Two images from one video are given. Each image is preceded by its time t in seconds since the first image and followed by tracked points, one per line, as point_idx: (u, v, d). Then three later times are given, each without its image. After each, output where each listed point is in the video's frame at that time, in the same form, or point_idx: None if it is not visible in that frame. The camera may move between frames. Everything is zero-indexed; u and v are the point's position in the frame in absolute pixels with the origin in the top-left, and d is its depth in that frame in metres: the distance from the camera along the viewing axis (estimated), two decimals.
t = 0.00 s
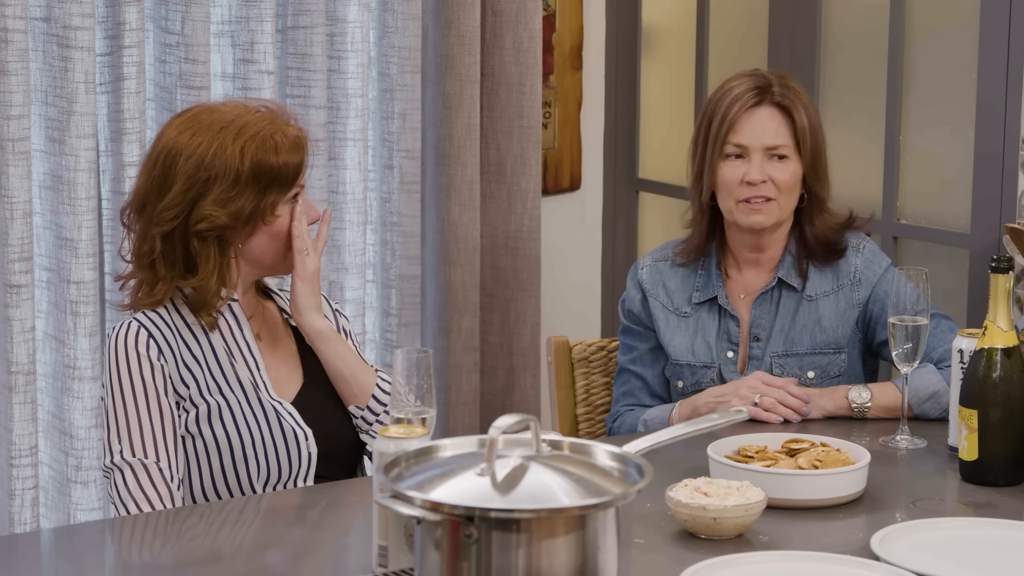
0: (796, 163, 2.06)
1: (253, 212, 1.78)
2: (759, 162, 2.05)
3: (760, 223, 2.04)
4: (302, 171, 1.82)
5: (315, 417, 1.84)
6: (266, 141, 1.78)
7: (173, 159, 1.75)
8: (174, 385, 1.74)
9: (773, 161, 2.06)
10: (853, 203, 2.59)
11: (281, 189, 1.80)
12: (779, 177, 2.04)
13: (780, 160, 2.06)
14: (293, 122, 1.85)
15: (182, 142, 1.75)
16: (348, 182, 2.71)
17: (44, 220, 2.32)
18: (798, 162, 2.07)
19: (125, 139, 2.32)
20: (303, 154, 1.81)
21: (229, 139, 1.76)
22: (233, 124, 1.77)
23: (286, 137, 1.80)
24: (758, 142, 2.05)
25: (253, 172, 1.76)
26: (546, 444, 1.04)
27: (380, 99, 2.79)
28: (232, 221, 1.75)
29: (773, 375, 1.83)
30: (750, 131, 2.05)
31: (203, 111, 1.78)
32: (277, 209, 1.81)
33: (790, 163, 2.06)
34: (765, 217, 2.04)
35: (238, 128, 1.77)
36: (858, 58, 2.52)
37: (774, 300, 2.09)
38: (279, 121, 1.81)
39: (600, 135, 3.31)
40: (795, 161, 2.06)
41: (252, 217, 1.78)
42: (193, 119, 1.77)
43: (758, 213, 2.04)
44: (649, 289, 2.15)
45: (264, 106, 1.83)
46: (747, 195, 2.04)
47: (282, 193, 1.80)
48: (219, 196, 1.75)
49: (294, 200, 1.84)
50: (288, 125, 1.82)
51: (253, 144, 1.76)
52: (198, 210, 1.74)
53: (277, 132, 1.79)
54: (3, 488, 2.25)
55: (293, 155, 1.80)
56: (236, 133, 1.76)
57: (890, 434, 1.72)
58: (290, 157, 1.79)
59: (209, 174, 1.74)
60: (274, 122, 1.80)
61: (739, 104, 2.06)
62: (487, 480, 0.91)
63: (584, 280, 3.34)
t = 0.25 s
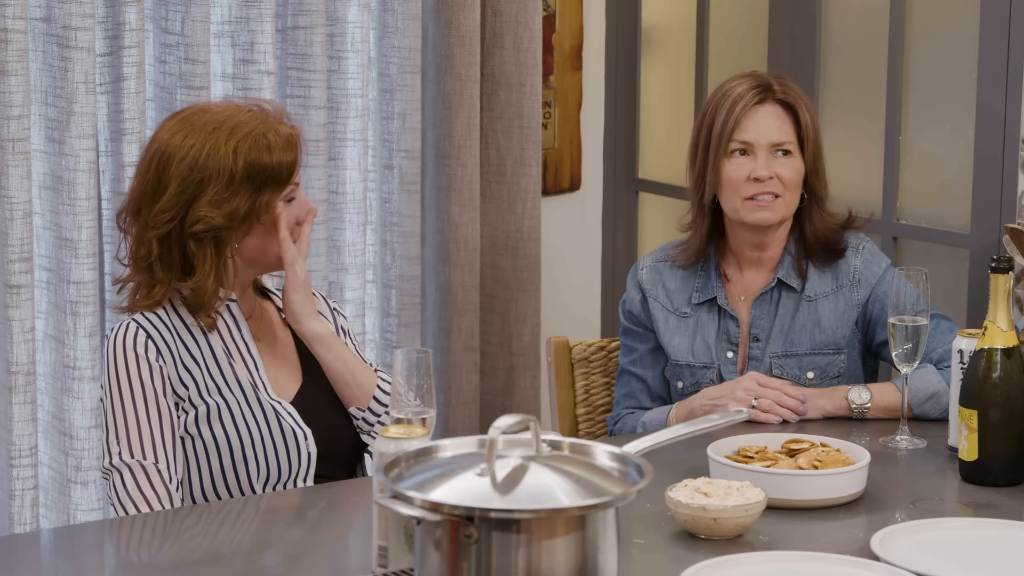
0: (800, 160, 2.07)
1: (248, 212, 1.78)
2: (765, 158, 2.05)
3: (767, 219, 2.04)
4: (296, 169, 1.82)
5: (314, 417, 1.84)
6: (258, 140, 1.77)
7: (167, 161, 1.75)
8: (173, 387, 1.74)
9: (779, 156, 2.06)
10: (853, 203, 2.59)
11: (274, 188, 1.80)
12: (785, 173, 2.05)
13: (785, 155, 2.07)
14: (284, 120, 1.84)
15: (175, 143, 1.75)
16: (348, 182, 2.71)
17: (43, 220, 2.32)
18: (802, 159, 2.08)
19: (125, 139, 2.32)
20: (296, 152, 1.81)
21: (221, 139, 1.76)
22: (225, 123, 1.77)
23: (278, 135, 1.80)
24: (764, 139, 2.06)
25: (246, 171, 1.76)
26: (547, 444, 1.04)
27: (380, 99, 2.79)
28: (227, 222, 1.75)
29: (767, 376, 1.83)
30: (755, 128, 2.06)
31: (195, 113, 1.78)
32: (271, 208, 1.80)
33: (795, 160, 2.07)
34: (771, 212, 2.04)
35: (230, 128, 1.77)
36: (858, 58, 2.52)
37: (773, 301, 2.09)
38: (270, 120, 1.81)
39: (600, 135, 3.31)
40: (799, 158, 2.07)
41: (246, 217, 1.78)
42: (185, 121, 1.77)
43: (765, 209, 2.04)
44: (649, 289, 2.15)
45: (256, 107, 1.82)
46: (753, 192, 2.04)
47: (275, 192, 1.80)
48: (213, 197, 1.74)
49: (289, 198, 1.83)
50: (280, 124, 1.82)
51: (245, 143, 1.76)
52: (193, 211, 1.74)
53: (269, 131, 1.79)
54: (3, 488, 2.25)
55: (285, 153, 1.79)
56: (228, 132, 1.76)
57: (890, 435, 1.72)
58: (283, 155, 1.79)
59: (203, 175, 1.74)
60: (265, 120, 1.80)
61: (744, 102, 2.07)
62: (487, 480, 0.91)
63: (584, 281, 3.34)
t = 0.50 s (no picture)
0: (799, 162, 2.07)
1: (230, 215, 1.78)
2: (763, 161, 2.05)
3: (767, 222, 2.04)
4: (277, 167, 1.82)
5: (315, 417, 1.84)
6: (236, 140, 1.77)
7: (147, 167, 1.76)
8: (171, 389, 1.73)
9: (778, 158, 2.06)
10: (854, 203, 2.58)
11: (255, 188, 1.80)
12: (784, 175, 2.05)
13: (784, 157, 2.07)
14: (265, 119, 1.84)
15: (155, 149, 1.76)
16: (348, 182, 2.71)
17: (43, 220, 2.32)
18: (801, 161, 2.07)
19: (125, 139, 2.33)
20: (275, 151, 1.81)
21: (199, 141, 1.76)
22: (202, 126, 1.77)
23: (256, 134, 1.79)
24: (762, 141, 2.05)
25: (225, 173, 1.76)
26: (547, 444, 1.04)
27: (380, 99, 2.79)
28: (208, 225, 1.75)
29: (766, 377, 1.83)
30: (752, 131, 2.06)
31: (174, 117, 1.79)
32: (254, 209, 1.80)
33: (794, 162, 2.06)
34: (771, 214, 2.04)
35: (208, 130, 1.77)
36: (858, 58, 2.52)
37: (775, 301, 2.09)
38: (249, 119, 1.81)
39: (600, 135, 3.31)
40: (798, 159, 2.07)
41: (229, 220, 1.78)
42: (165, 125, 1.78)
43: (765, 210, 2.04)
44: (651, 289, 2.15)
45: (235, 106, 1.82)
46: (753, 195, 2.04)
47: (256, 191, 1.80)
48: (194, 201, 1.75)
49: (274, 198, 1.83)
50: (259, 123, 1.81)
51: (223, 144, 1.76)
52: (175, 216, 1.75)
53: (247, 131, 1.79)
54: (3, 489, 2.25)
55: (263, 152, 1.79)
56: (205, 134, 1.76)
57: (890, 435, 1.72)
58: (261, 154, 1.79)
59: (181, 179, 1.75)
60: (243, 120, 1.80)
61: (739, 105, 2.07)
62: (487, 481, 0.91)
63: (584, 281, 3.34)
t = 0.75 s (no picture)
0: (803, 164, 2.07)
1: (228, 225, 1.78)
2: (767, 162, 2.06)
3: (769, 223, 2.04)
4: (275, 174, 1.82)
5: (314, 417, 1.84)
6: (232, 148, 1.77)
7: (144, 178, 1.76)
8: (175, 389, 1.73)
9: (781, 159, 2.06)
10: (853, 203, 2.58)
11: (252, 195, 1.79)
12: (786, 176, 2.05)
13: (788, 158, 2.06)
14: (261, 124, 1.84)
15: (152, 160, 1.75)
16: (348, 183, 2.71)
17: (43, 221, 2.32)
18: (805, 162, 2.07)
19: (125, 139, 2.33)
20: (272, 157, 1.81)
21: (195, 150, 1.75)
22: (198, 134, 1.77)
23: (253, 141, 1.79)
24: (766, 142, 2.06)
25: (222, 182, 1.76)
26: (546, 444, 1.03)
27: (380, 100, 2.79)
28: (206, 237, 1.75)
29: (766, 378, 1.83)
30: (756, 132, 2.06)
31: (169, 126, 1.78)
32: (252, 218, 1.80)
33: (797, 162, 2.06)
34: (773, 214, 2.04)
35: (204, 138, 1.76)
36: (858, 59, 2.52)
37: (775, 301, 2.09)
38: (244, 125, 1.80)
39: (600, 135, 3.31)
40: (802, 160, 2.07)
41: (227, 230, 1.78)
42: (162, 134, 1.77)
43: (766, 211, 2.04)
44: (652, 288, 2.15)
45: (230, 113, 1.82)
46: (755, 196, 2.04)
47: (254, 199, 1.80)
48: (192, 212, 1.75)
49: (272, 203, 1.83)
50: (254, 129, 1.81)
51: (220, 153, 1.76)
52: (173, 228, 1.75)
53: (243, 138, 1.78)
54: (3, 490, 2.25)
55: (261, 160, 1.79)
56: (201, 143, 1.76)
57: (890, 436, 1.72)
58: (258, 161, 1.79)
59: (179, 191, 1.75)
60: (238, 127, 1.79)
61: (745, 105, 2.07)
62: (487, 481, 0.91)
63: (584, 281, 3.34)
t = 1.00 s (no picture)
0: (806, 164, 2.07)
1: (228, 230, 1.78)
2: (770, 161, 2.06)
3: (771, 222, 2.04)
4: (277, 179, 1.82)
5: (313, 417, 1.84)
6: (236, 153, 1.77)
7: (146, 180, 1.76)
8: (174, 388, 1.73)
9: (785, 159, 2.06)
10: (853, 203, 2.58)
11: (254, 201, 1.80)
12: (789, 176, 2.05)
13: (791, 158, 2.07)
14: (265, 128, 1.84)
15: (154, 161, 1.75)
16: (348, 184, 2.71)
17: (43, 222, 2.32)
18: (808, 163, 2.07)
19: (125, 140, 2.33)
20: (275, 163, 1.81)
21: (199, 153, 1.75)
22: (202, 137, 1.76)
23: (257, 146, 1.79)
24: (770, 142, 2.06)
25: (224, 187, 1.76)
26: (546, 445, 1.03)
27: (380, 101, 2.79)
28: (206, 241, 1.75)
29: (766, 378, 1.82)
30: (760, 131, 2.06)
31: (173, 127, 1.78)
32: (253, 224, 1.80)
33: (800, 162, 2.06)
34: (775, 214, 2.04)
35: (208, 141, 1.76)
36: (858, 60, 2.52)
37: (776, 301, 2.09)
38: (249, 129, 1.80)
39: (600, 136, 3.31)
40: (805, 160, 2.07)
41: (227, 235, 1.78)
42: (166, 135, 1.77)
43: (769, 211, 2.04)
44: (653, 288, 2.15)
45: (234, 117, 1.81)
46: (758, 195, 2.04)
47: (255, 204, 1.80)
48: (193, 216, 1.75)
49: (273, 208, 1.83)
50: (258, 134, 1.80)
51: (224, 157, 1.76)
52: (174, 232, 1.75)
53: (247, 143, 1.78)
54: (3, 490, 2.25)
55: (264, 165, 1.79)
56: (206, 146, 1.76)
57: (889, 437, 1.71)
58: (261, 167, 1.79)
59: (181, 195, 1.75)
60: (243, 131, 1.79)
61: (750, 104, 2.07)
62: (487, 482, 0.91)
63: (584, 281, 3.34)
